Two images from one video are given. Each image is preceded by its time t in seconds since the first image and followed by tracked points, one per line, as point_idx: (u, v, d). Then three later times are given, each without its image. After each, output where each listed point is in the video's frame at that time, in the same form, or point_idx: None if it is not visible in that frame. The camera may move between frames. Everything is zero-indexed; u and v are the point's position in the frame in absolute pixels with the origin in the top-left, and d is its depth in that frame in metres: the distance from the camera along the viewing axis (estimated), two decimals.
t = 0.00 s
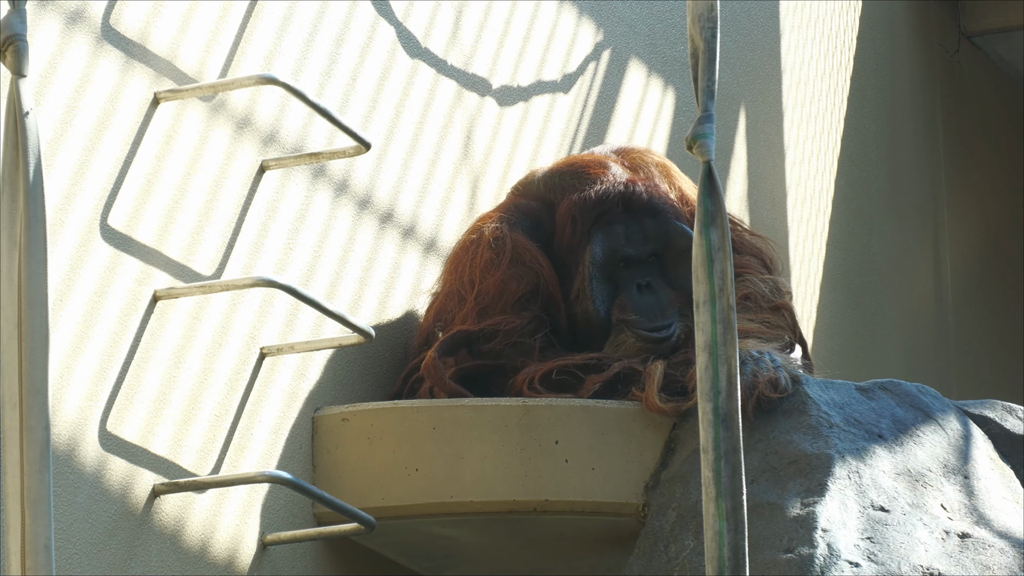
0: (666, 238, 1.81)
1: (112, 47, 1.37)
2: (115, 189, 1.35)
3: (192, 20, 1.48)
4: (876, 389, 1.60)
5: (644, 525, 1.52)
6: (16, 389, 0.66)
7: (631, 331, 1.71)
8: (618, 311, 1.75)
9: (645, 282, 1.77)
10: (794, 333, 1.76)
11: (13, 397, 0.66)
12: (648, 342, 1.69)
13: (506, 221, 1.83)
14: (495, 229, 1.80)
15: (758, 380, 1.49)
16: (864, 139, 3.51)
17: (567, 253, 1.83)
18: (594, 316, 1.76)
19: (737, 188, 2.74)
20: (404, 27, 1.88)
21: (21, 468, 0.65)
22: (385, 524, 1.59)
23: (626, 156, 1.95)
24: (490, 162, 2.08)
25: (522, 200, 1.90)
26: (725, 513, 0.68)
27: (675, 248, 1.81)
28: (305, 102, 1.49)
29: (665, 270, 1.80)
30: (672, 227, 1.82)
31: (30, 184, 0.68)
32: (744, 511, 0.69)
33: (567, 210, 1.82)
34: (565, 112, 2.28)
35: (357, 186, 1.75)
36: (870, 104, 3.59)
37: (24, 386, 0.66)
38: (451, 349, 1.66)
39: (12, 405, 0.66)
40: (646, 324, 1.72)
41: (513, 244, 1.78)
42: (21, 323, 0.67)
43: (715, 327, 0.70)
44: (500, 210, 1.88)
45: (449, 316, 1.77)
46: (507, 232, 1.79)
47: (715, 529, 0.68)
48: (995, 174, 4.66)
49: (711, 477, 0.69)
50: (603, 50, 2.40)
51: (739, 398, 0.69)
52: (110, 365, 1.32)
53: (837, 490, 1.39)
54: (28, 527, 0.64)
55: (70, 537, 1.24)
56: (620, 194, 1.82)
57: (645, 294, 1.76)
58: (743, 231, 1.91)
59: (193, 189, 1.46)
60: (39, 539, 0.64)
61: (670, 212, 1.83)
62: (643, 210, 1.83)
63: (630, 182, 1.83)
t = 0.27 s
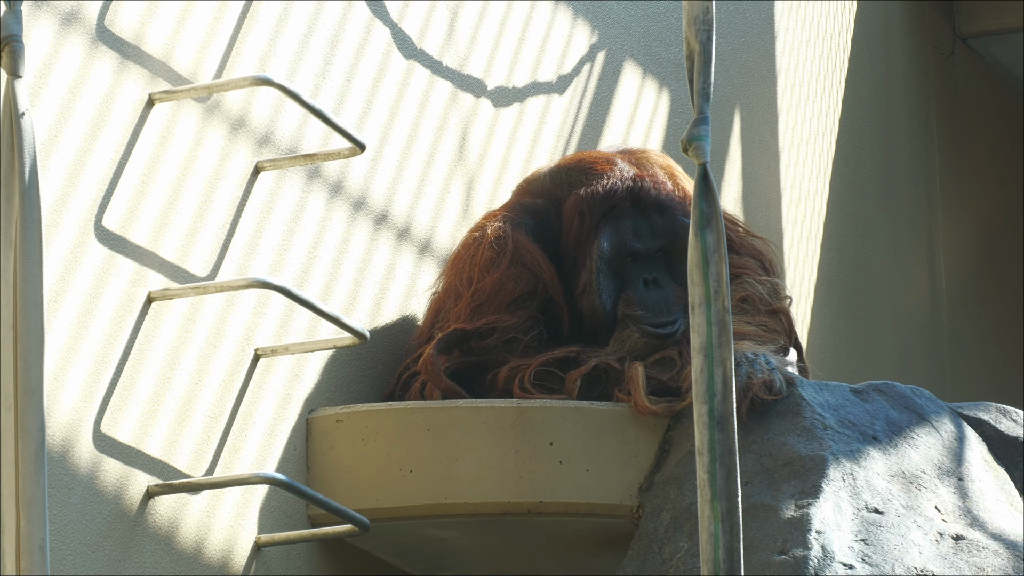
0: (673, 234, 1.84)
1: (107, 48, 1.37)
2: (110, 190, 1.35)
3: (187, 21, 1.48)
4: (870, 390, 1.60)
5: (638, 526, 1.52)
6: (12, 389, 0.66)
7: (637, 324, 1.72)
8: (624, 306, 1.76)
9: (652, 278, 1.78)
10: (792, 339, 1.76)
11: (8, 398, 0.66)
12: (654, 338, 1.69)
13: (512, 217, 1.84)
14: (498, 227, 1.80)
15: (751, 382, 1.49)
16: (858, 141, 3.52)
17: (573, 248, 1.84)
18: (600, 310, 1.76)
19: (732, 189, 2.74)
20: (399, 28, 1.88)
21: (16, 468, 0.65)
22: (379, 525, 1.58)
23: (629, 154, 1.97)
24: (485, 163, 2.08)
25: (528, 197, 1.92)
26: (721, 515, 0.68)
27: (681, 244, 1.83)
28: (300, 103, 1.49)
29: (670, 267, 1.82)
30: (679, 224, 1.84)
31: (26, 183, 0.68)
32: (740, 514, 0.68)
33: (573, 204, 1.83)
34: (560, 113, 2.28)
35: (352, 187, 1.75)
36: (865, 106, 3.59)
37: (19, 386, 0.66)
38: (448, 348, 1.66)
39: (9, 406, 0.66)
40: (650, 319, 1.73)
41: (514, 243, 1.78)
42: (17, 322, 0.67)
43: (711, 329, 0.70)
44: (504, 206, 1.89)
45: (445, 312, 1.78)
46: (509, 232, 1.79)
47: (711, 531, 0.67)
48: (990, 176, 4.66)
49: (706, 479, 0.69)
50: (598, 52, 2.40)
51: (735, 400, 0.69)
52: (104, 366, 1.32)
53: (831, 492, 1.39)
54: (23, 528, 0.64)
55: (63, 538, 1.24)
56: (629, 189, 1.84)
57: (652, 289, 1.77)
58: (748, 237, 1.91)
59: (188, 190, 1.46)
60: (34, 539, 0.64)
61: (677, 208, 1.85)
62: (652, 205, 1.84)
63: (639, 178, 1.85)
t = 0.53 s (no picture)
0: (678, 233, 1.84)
1: (102, 49, 1.37)
2: (105, 191, 1.35)
3: (181, 22, 1.48)
4: (865, 392, 1.60)
5: (632, 527, 1.52)
6: (7, 390, 0.68)
7: (639, 324, 1.73)
8: (626, 305, 1.77)
9: (655, 278, 1.78)
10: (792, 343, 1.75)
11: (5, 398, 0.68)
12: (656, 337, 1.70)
13: (516, 215, 1.85)
14: (497, 228, 1.81)
15: (746, 382, 1.49)
16: (854, 142, 3.52)
17: (577, 246, 1.85)
18: (602, 308, 1.78)
19: (728, 190, 2.74)
20: (394, 29, 1.88)
21: (12, 469, 0.66)
22: (374, 526, 1.58)
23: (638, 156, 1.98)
24: (480, 164, 2.08)
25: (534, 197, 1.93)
26: (716, 516, 0.67)
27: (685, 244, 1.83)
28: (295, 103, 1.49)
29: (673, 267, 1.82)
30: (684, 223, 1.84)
31: (21, 185, 0.69)
32: (736, 515, 0.68)
33: (579, 202, 1.84)
34: (555, 114, 2.28)
35: (347, 188, 1.75)
36: (861, 107, 3.59)
37: (15, 387, 0.67)
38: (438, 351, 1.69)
39: (5, 405, 0.68)
40: (652, 319, 1.73)
41: (511, 245, 1.79)
42: (12, 324, 0.68)
43: (706, 329, 0.70)
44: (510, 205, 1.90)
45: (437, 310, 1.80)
46: (507, 233, 1.80)
47: (706, 532, 0.67)
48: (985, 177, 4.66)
49: (702, 480, 0.69)
50: (593, 53, 2.41)
51: (730, 401, 0.69)
52: (99, 367, 1.32)
53: (827, 493, 1.39)
54: (19, 528, 0.65)
55: (59, 538, 1.24)
56: (633, 188, 1.84)
57: (655, 289, 1.77)
58: (754, 241, 1.91)
59: (183, 191, 1.46)
60: (30, 540, 0.65)
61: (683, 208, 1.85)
62: (657, 205, 1.84)
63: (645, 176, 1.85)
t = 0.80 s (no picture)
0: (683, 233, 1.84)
1: (102, 49, 1.37)
2: (104, 191, 1.35)
3: (181, 22, 1.48)
4: (864, 392, 1.60)
5: (632, 527, 1.51)
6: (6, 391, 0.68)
7: (644, 323, 1.73)
8: (631, 303, 1.77)
9: (660, 277, 1.78)
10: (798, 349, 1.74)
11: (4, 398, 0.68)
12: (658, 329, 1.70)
13: (520, 214, 1.86)
14: (496, 229, 1.81)
15: (743, 383, 1.49)
16: (853, 142, 3.52)
17: (582, 246, 1.85)
18: (607, 307, 1.78)
19: (728, 190, 2.74)
20: (393, 29, 1.88)
21: (11, 469, 0.66)
22: (374, 526, 1.58)
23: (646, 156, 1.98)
24: (480, 164, 2.08)
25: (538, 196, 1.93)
26: (716, 516, 0.67)
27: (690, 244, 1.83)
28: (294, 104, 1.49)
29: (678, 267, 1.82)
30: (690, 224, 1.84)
31: (20, 186, 0.70)
32: (736, 515, 0.68)
33: (585, 201, 1.85)
34: (554, 114, 2.28)
35: (346, 188, 1.75)
36: (860, 107, 3.59)
37: (13, 388, 0.68)
38: (427, 354, 1.71)
39: (4, 405, 0.68)
40: (658, 317, 1.72)
41: (508, 249, 1.79)
42: (11, 325, 0.69)
43: (706, 330, 0.70)
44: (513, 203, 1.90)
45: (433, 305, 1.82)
46: (503, 236, 1.80)
47: (706, 533, 0.67)
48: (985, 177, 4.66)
49: (702, 480, 0.69)
50: (592, 52, 2.41)
51: (730, 401, 0.69)
52: (99, 367, 1.32)
53: (826, 493, 1.39)
54: (18, 528, 0.66)
55: (58, 538, 1.24)
56: (639, 188, 1.85)
57: (659, 289, 1.77)
58: (757, 242, 1.91)
59: (182, 192, 1.46)
60: (29, 540, 0.66)
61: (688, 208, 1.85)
62: (663, 205, 1.85)
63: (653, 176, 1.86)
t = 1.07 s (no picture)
0: (665, 230, 1.83)
1: (102, 49, 1.37)
2: (104, 191, 1.35)
3: (180, 23, 1.48)
4: (864, 392, 1.60)
5: (632, 527, 1.52)
6: (4, 391, 0.68)
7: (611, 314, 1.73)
8: (602, 294, 1.77)
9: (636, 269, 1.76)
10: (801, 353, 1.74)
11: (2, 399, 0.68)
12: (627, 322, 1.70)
13: (512, 218, 1.89)
14: (487, 237, 1.84)
15: (744, 383, 1.49)
16: (853, 142, 3.52)
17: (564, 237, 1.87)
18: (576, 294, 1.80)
19: (728, 190, 2.74)
20: (393, 29, 1.88)
21: (9, 469, 0.67)
22: (374, 526, 1.58)
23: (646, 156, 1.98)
24: (480, 164, 2.08)
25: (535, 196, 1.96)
26: (717, 516, 0.68)
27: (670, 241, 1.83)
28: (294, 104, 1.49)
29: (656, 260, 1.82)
30: (672, 219, 1.84)
31: (19, 186, 0.70)
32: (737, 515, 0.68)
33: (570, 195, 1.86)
34: (554, 114, 2.28)
35: (346, 189, 1.75)
36: (860, 108, 3.59)
37: (11, 388, 0.68)
38: (417, 373, 1.74)
39: (3, 405, 0.68)
40: (630, 309, 1.72)
41: (499, 258, 1.81)
42: (9, 326, 0.69)
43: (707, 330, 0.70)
44: (512, 206, 1.93)
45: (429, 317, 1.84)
46: (495, 244, 1.82)
47: (707, 532, 0.67)
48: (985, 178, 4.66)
49: (703, 480, 0.69)
50: (592, 53, 2.41)
51: (731, 401, 0.69)
52: (99, 367, 1.32)
53: (826, 493, 1.39)
54: (16, 528, 0.66)
55: (59, 538, 1.24)
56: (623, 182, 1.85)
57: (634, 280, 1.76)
58: (757, 243, 1.92)
59: (182, 192, 1.46)
60: (27, 540, 0.66)
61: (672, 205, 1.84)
62: (646, 199, 1.85)
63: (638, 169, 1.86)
